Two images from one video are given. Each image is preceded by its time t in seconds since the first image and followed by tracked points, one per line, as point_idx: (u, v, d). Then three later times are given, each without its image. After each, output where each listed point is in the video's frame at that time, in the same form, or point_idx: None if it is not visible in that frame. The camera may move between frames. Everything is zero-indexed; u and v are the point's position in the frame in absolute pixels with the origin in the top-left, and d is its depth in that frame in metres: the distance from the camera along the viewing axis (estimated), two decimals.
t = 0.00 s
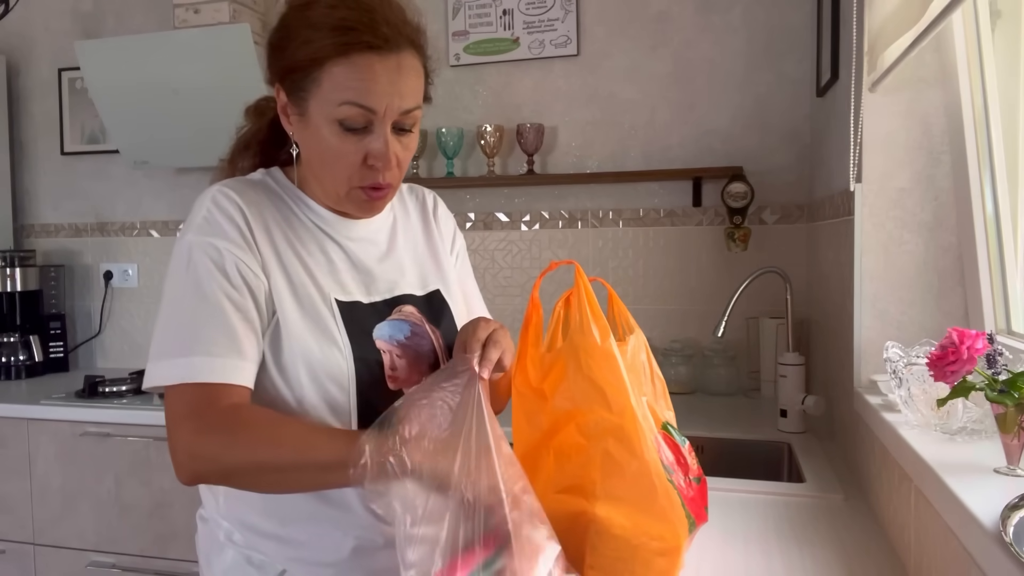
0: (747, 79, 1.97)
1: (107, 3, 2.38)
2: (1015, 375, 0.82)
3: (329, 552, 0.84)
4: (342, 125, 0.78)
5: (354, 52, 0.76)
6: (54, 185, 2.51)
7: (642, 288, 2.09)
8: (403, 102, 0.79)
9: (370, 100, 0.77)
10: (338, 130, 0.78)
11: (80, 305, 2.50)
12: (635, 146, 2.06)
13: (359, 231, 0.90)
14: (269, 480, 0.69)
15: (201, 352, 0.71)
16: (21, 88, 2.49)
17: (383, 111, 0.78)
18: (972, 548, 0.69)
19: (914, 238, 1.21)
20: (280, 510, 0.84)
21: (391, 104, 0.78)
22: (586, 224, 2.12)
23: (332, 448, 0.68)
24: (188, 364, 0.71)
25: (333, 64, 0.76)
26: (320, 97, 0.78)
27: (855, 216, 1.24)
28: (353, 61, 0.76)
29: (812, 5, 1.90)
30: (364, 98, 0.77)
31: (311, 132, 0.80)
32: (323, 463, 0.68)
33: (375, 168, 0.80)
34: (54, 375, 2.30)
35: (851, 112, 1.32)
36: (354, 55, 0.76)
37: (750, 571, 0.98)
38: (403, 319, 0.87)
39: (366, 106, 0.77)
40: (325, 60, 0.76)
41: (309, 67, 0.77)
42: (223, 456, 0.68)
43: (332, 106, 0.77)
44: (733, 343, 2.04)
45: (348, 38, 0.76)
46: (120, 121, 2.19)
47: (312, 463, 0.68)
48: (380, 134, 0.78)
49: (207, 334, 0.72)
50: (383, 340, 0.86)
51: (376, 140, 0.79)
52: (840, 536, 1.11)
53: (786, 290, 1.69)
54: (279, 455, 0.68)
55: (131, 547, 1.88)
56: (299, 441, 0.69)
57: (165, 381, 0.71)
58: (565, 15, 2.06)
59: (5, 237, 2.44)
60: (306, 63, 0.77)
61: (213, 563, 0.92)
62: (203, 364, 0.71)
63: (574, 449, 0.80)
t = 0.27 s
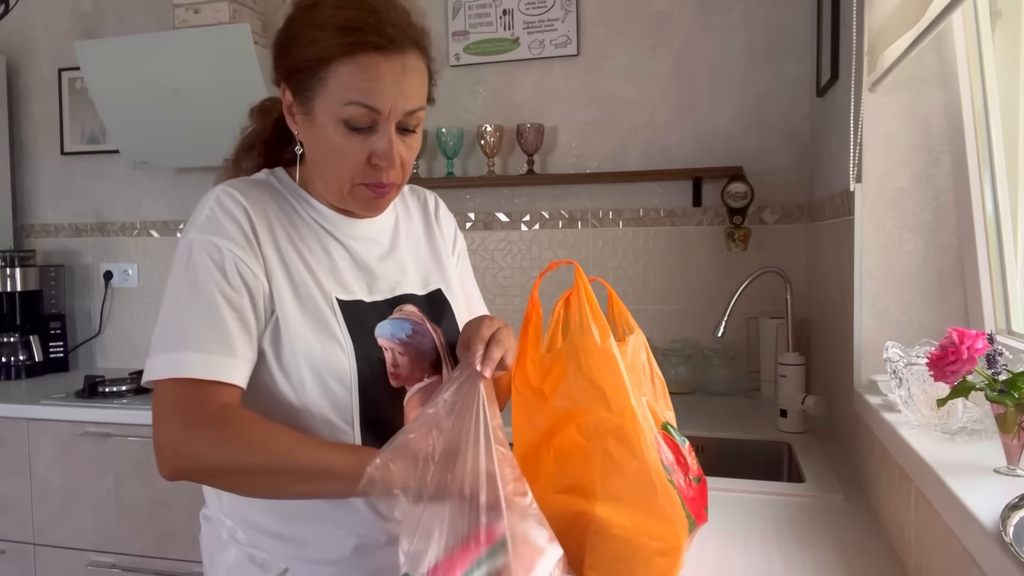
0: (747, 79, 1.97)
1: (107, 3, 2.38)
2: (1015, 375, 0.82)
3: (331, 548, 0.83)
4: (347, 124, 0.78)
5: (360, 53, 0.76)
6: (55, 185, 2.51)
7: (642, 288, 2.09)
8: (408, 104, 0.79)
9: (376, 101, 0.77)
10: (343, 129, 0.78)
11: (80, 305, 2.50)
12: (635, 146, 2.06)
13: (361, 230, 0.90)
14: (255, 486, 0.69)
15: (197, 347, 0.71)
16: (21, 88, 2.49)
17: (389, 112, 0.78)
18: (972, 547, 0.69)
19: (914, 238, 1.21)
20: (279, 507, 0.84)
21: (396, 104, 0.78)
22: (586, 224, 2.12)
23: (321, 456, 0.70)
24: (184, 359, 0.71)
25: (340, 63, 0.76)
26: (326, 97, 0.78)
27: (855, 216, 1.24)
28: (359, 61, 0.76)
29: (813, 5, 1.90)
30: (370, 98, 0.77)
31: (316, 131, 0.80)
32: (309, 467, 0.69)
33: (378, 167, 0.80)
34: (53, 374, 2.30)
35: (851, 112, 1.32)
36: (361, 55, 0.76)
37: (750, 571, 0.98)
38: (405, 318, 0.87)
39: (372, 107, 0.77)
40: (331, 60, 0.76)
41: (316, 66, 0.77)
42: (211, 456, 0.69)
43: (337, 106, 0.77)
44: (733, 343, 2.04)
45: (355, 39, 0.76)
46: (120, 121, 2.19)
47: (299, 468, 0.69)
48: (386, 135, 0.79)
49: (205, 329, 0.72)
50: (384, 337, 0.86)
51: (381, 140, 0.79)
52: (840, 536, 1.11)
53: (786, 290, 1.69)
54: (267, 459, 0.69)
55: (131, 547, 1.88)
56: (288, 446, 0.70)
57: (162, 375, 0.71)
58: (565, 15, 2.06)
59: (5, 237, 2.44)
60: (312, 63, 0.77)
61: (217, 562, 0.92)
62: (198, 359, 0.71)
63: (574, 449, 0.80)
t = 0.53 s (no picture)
0: (747, 79, 1.97)
1: (107, 3, 2.38)
2: (1015, 375, 0.82)
3: (333, 551, 0.84)
4: (358, 116, 0.78)
5: (375, 46, 0.77)
6: (54, 185, 2.51)
7: (642, 288, 2.09)
8: (418, 99, 0.80)
9: (388, 93, 0.77)
10: (353, 120, 0.78)
11: (80, 305, 2.50)
12: (635, 146, 2.06)
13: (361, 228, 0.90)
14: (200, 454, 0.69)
15: (162, 345, 0.70)
16: (21, 88, 2.49)
17: (400, 105, 0.78)
18: (972, 547, 0.69)
19: (914, 238, 1.21)
20: (282, 510, 0.84)
21: (407, 98, 0.79)
22: (586, 224, 2.12)
23: (255, 414, 0.67)
24: (150, 355, 0.70)
25: (355, 54, 0.77)
26: (338, 89, 0.78)
27: (855, 216, 1.24)
28: (372, 54, 0.77)
29: (813, 5, 1.90)
30: (383, 90, 0.77)
31: (326, 123, 0.80)
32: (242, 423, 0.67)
33: (387, 161, 0.80)
34: (53, 375, 2.30)
35: (851, 113, 1.32)
36: (375, 48, 0.77)
37: (751, 571, 0.98)
38: (403, 315, 0.89)
39: (384, 99, 0.78)
40: (347, 52, 0.77)
41: (330, 60, 0.78)
42: (150, 430, 0.68)
43: (349, 97, 0.77)
44: (733, 343, 2.04)
45: (370, 32, 0.77)
46: (120, 121, 2.19)
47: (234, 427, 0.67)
48: (395, 127, 0.79)
49: (172, 329, 0.71)
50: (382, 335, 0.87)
51: (390, 133, 0.79)
52: (840, 536, 1.11)
53: (786, 290, 1.69)
54: (202, 424, 0.67)
55: (131, 547, 1.88)
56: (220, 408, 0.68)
57: (128, 367, 0.70)
58: (565, 15, 2.06)
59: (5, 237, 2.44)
60: (325, 55, 0.78)
61: (215, 561, 0.92)
62: (159, 359, 0.70)
63: (574, 449, 0.80)
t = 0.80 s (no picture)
0: (747, 79, 1.97)
1: (107, 3, 2.38)
2: (1015, 375, 0.82)
3: (326, 551, 0.83)
4: (340, 102, 0.78)
5: (355, 32, 0.77)
6: (54, 185, 2.51)
7: (642, 288, 2.09)
8: (401, 83, 0.78)
9: (369, 78, 0.77)
10: (335, 107, 0.78)
11: (80, 305, 2.50)
12: (635, 146, 2.06)
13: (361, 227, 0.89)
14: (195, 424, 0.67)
15: (163, 338, 0.70)
16: (21, 88, 2.49)
17: (382, 90, 0.77)
18: (972, 547, 0.69)
19: (914, 238, 1.21)
20: (279, 507, 0.84)
21: (390, 83, 0.77)
22: (586, 224, 2.12)
23: (221, 364, 0.64)
24: (150, 348, 0.69)
25: (334, 42, 0.77)
26: (322, 77, 0.78)
27: (855, 216, 1.24)
28: (353, 39, 0.77)
29: (813, 5, 1.90)
30: (362, 75, 0.77)
31: (312, 113, 0.80)
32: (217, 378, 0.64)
33: (370, 146, 0.78)
34: (53, 375, 2.31)
35: (851, 113, 1.32)
36: (353, 33, 0.77)
37: (751, 571, 0.98)
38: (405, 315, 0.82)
39: (363, 84, 0.77)
40: (328, 39, 0.78)
41: (314, 50, 0.79)
42: (142, 413, 0.67)
43: (330, 84, 0.77)
44: (733, 343, 2.04)
45: (353, 19, 0.77)
46: (120, 121, 2.19)
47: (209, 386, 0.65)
48: (377, 112, 0.77)
49: (173, 323, 0.70)
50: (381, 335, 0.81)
51: (372, 119, 0.77)
52: (840, 536, 1.11)
53: (786, 290, 1.69)
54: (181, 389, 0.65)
55: (132, 547, 1.88)
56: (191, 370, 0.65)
57: (136, 360, 0.69)
58: (565, 15, 2.06)
59: (4, 237, 2.44)
60: (309, 45, 0.79)
61: (210, 561, 0.92)
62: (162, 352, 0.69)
63: (574, 450, 0.80)
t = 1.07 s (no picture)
0: (747, 79, 1.97)
1: (107, 3, 2.38)
2: (1015, 375, 0.82)
3: (324, 554, 0.83)
4: (318, 95, 0.78)
5: (331, 25, 0.78)
6: (54, 185, 2.51)
7: (642, 288, 2.09)
8: (377, 73, 0.78)
9: (345, 69, 0.77)
10: (314, 100, 0.78)
11: (80, 305, 2.50)
12: (635, 146, 2.06)
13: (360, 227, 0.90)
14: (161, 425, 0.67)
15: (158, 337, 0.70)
16: (21, 88, 2.49)
17: (358, 80, 0.77)
18: (972, 548, 0.69)
19: (914, 238, 1.21)
20: (277, 510, 0.84)
21: (365, 73, 0.78)
22: (586, 224, 2.12)
23: (173, 357, 0.64)
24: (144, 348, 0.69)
25: (314, 36, 0.79)
26: (302, 73, 0.79)
27: (855, 216, 1.24)
28: (329, 31, 0.78)
29: (813, 5, 1.90)
30: (339, 67, 0.77)
31: (296, 109, 0.81)
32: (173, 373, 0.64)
33: (350, 138, 0.77)
34: (53, 375, 2.31)
35: (852, 113, 1.32)
36: (329, 25, 0.78)
37: (750, 571, 0.98)
38: (403, 315, 0.88)
39: (339, 76, 0.77)
40: (308, 35, 0.79)
41: (296, 46, 0.81)
42: (111, 408, 0.68)
43: (309, 78, 0.78)
44: (733, 343, 2.04)
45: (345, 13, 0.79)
46: (120, 121, 2.19)
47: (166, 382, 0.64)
48: (354, 103, 0.77)
49: (166, 322, 0.70)
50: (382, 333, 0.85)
51: (349, 110, 0.77)
52: (839, 536, 1.11)
53: (786, 290, 1.69)
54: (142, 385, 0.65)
55: (132, 547, 1.88)
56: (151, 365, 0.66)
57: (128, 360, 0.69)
58: (565, 15, 2.06)
59: (5, 237, 2.44)
60: (291, 41, 0.81)
61: (207, 563, 0.92)
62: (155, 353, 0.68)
63: (574, 450, 0.80)
